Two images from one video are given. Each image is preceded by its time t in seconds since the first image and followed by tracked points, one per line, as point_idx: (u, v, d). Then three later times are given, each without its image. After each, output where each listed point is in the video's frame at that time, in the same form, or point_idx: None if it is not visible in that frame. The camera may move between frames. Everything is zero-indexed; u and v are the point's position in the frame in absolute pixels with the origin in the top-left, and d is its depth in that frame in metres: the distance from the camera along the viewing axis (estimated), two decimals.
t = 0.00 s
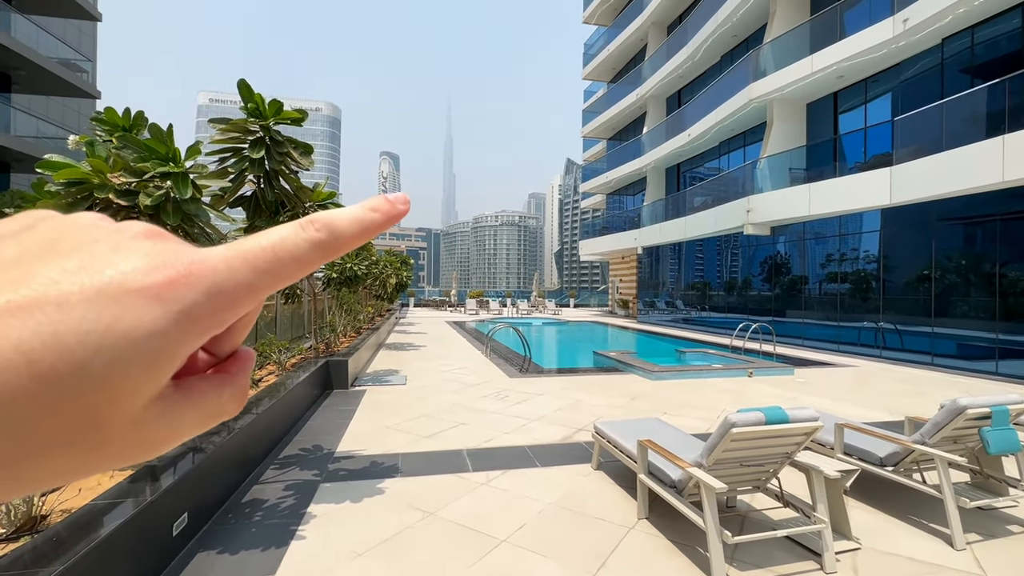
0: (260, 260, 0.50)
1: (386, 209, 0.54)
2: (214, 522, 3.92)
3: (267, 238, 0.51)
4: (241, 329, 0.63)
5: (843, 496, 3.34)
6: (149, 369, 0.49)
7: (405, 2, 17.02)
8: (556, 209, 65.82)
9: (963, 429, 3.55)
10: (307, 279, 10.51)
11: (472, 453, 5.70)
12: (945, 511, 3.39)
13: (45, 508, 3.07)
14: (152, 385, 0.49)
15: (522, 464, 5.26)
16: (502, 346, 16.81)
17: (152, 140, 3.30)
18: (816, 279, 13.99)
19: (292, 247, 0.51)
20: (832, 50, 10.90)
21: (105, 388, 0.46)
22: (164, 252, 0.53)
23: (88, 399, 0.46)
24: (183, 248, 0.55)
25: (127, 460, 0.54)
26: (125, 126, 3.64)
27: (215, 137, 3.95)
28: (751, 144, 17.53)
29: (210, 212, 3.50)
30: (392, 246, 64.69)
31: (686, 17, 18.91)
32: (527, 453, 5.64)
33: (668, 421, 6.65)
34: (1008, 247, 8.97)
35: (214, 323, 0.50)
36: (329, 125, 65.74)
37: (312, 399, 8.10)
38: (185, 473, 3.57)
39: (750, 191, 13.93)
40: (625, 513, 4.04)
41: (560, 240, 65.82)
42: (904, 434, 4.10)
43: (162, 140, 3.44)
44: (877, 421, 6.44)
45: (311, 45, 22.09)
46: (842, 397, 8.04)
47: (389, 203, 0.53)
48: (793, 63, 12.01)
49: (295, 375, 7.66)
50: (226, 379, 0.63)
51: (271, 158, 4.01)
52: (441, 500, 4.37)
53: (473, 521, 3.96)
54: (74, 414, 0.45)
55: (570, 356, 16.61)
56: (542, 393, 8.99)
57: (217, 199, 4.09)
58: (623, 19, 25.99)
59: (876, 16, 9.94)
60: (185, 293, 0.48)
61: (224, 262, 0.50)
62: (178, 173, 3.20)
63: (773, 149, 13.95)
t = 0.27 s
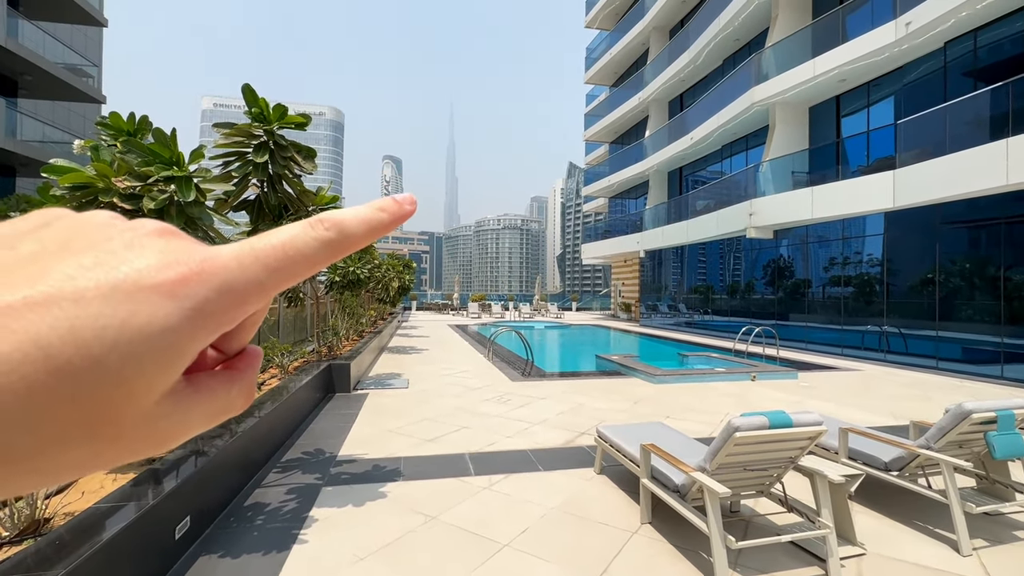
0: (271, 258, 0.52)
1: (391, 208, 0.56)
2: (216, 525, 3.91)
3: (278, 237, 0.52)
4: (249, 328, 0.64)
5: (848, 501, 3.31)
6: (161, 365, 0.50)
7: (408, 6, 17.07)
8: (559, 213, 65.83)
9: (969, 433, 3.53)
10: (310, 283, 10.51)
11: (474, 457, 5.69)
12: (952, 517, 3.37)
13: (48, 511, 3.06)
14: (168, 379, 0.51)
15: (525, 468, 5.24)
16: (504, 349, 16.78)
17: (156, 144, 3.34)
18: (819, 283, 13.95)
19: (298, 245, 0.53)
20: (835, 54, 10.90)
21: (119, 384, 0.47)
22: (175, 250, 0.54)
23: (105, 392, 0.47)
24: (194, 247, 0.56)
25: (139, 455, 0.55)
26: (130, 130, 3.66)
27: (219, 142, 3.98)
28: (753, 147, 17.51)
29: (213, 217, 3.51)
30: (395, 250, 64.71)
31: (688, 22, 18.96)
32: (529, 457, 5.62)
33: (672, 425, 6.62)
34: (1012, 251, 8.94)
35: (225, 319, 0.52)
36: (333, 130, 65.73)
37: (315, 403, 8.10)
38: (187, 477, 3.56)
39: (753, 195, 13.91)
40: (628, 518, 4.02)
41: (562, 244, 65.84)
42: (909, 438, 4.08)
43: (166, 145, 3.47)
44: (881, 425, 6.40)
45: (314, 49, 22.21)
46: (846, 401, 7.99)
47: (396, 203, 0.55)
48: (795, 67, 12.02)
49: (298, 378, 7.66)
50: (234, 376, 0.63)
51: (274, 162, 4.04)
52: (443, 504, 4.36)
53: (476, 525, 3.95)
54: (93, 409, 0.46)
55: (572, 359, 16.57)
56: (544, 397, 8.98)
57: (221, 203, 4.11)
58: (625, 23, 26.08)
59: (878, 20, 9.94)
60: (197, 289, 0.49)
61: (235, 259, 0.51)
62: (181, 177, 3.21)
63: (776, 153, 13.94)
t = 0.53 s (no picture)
0: (206, 267, 0.53)
1: (340, 210, 0.60)
2: (217, 528, 3.91)
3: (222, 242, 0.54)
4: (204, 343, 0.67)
5: (852, 505, 3.29)
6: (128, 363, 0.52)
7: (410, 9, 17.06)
8: (561, 215, 65.81)
9: (973, 437, 3.50)
10: (312, 285, 10.51)
11: (476, 459, 5.68)
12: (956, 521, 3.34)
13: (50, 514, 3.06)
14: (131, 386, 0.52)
15: (527, 471, 5.23)
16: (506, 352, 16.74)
17: (158, 147, 3.34)
18: (822, 285, 13.92)
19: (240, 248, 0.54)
20: (837, 56, 10.90)
21: (53, 411, 0.48)
22: (108, 276, 0.55)
23: (35, 425, 0.47)
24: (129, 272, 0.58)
25: (94, 483, 0.55)
26: (133, 133, 3.70)
27: (222, 145, 4.00)
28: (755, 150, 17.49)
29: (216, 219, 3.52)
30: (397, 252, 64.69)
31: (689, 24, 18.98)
32: (531, 460, 5.61)
33: (674, 427, 6.60)
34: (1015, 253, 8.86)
35: (164, 335, 0.52)
36: (335, 132, 65.74)
37: (316, 405, 8.09)
38: (189, 480, 3.57)
39: (755, 197, 13.89)
40: (630, 521, 4.01)
41: (564, 246, 65.83)
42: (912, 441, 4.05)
43: (169, 148, 3.49)
44: (885, 428, 6.36)
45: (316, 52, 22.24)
46: (850, 404, 7.95)
47: (342, 206, 0.59)
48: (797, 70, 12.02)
49: (299, 381, 7.65)
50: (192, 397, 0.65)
51: (276, 165, 4.05)
52: (444, 507, 4.35)
53: (477, 528, 3.93)
54: (29, 437, 0.47)
55: (574, 362, 16.54)
56: (546, 399, 8.96)
57: (223, 205, 4.11)
58: (627, 26, 26.10)
59: (880, 22, 9.93)
60: (126, 306, 0.50)
61: (164, 276, 0.52)
62: (184, 180, 3.22)
63: (778, 155, 13.92)
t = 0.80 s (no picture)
0: None
1: None
2: (218, 528, 3.91)
3: None
4: None
5: (853, 506, 3.28)
6: None
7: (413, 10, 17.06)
8: (563, 216, 65.83)
9: (976, 438, 3.48)
10: (314, 286, 10.52)
11: (477, 460, 5.67)
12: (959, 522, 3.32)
13: (51, 513, 3.07)
14: None
15: (527, 472, 5.22)
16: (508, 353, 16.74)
17: (160, 149, 3.34)
18: (825, 286, 13.89)
19: None
20: (839, 57, 10.86)
21: None
22: None
23: None
24: None
25: None
26: (134, 134, 3.72)
27: (223, 146, 3.96)
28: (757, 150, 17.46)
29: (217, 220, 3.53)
30: (399, 253, 64.72)
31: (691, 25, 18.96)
32: (532, 461, 5.60)
33: (675, 428, 6.58)
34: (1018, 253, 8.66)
35: None
36: (338, 134, 65.73)
37: (317, 406, 8.08)
38: (190, 479, 3.57)
39: (757, 197, 13.86)
40: (631, 522, 4.00)
41: (566, 247, 65.85)
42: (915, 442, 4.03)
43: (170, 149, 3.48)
44: (888, 429, 6.33)
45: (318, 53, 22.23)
46: (853, 405, 7.91)
47: None
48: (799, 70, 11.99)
49: (301, 381, 7.66)
50: None
51: (277, 166, 4.01)
52: (445, 508, 4.34)
53: (477, 530, 3.92)
54: None
55: (575, 363, 16.52)
56: (547, 400, 8.94)
57: (224, 206, 4.10)
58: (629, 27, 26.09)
59: (882, 23, 9.91)
60: None
61: None
62: (185, 181, 3.22)
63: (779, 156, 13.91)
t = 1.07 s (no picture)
0: None
1: None
2: (218, 529, 3.91)
3: None
4: None
5: (854, 509, 3.26)
6: None
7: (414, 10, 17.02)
8: (564, 217, 65.85)
9: (978, 440, 3.45)
10: (316, 287, 10.54)
11: (477, 461, 5.66)
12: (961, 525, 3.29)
13: (51, 514, 3.07)
14: None
15: (527, 473, 5.21)
16: (509, 353, 16.74)
17: (160, 149, 3.33)
18: (827, 286, 13.83)
19: None
20: (842, 56, 10.81)
21: None
22: None
23: None
24: None
25: None
26: (134, 135, 3.72)
27: (224, 147, 3.90)
28: (760, 150, 17.43)
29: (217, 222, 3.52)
30: (401, 253, 64.76)
31: (693, 24, 18.91)
32: (532, 462, 5.58)
33: (676, 429, 6.57)
34: None
35: None
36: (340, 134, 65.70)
37: (319, 407, 8.11)
38: (190, 480, 3.57)
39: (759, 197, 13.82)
40: (631, 524, 3.98)
41: (568, 247, 65.88)
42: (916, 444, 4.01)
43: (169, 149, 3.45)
44: (890, 431, 6.30)
45: (321, 54, 22.24)
46: (855, 406, 7.88)
47: None
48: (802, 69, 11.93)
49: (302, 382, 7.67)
50: None
51: (278, 168, 3.95)
52: (444, 509, 4.34)
53: (476, 531, 3.90)
54: None
55: (577, 363, 16.51)
56: (548, 401, 8.93)
57: (225, 207, 4.08)
58: (630, 27, 26.05)
59: (884, 23, 9.87)
60: None
61: None
62: (185, 183, 3.21)
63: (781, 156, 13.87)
